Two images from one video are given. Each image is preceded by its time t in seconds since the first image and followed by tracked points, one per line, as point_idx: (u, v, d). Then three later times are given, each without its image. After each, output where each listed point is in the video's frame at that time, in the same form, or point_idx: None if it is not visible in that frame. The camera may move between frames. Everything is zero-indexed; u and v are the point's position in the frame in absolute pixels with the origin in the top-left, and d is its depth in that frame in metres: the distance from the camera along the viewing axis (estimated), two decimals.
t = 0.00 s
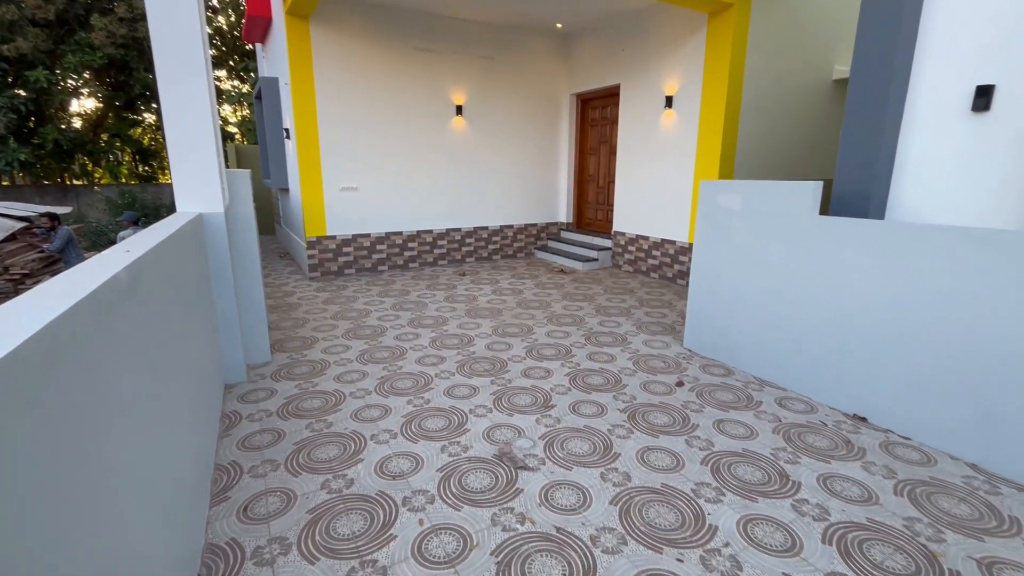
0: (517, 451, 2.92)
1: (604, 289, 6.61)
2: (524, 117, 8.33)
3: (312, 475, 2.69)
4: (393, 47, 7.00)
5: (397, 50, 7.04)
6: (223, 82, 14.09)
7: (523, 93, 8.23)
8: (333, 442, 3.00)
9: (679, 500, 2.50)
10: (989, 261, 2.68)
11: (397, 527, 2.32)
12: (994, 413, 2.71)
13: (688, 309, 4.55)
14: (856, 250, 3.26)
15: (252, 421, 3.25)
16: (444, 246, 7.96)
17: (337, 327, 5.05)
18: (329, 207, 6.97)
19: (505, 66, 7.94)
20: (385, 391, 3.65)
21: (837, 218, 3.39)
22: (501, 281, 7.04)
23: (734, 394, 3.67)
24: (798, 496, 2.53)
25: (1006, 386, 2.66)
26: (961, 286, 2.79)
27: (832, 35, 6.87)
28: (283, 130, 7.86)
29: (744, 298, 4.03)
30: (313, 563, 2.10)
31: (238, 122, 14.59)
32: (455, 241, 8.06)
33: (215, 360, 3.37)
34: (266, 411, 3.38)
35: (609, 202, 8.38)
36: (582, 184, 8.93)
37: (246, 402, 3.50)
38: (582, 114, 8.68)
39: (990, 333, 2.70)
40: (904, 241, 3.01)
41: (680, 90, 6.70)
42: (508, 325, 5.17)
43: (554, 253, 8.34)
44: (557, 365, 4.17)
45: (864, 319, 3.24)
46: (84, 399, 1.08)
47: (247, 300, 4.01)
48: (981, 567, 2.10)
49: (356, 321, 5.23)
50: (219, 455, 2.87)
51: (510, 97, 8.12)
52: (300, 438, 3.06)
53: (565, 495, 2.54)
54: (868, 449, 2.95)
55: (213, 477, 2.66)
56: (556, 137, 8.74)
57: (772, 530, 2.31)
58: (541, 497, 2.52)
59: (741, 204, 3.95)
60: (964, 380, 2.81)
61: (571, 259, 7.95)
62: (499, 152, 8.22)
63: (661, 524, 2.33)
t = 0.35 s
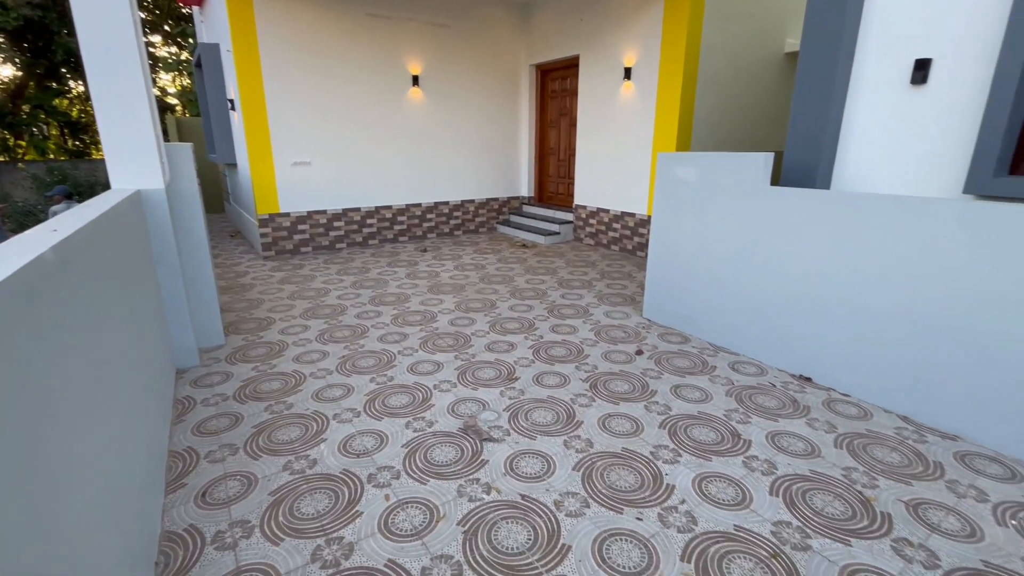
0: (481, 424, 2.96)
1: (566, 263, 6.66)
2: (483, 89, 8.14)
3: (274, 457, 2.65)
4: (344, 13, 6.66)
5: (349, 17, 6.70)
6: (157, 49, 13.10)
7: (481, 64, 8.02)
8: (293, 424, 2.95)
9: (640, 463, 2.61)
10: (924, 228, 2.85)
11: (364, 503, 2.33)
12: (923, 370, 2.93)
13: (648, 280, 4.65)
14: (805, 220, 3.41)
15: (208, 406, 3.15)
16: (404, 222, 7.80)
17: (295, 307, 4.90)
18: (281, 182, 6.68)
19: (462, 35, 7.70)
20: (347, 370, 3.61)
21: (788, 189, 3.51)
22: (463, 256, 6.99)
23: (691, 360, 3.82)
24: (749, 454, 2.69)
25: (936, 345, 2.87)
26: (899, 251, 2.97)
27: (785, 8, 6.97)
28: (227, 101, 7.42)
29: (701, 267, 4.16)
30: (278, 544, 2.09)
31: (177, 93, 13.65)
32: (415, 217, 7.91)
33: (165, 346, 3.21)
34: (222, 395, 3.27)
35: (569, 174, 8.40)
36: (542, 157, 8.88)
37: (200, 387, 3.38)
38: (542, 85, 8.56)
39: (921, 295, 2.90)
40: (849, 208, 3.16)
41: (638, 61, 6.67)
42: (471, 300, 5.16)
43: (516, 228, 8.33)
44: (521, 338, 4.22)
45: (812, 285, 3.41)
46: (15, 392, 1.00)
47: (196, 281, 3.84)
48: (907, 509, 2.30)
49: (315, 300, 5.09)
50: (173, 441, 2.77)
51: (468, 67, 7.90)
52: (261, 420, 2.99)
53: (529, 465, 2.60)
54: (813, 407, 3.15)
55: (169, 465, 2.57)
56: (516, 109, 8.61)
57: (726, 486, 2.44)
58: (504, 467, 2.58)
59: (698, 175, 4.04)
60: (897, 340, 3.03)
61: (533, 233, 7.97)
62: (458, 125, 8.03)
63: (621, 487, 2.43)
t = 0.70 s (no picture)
0: (491, 393, 2.37)
1: (521, 241, 5.86)
2: (433, 63, 7.34)
3: (225, 451, 1.99)
4: None
5: None
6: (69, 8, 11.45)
7: (432, 35, 7.23)
8: (245, 412, 2.26)
9: (673, 416, 2.18)
10: (931, 183, 2.19)
11: (321, 491, 1.76)
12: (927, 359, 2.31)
13: (601, 258, 3.86)
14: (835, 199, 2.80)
15: (148, 402, 2.41)
16: (353, 203, 7.04)
17: (240, 293, 4.12)
18: (217, 162, 5.87)
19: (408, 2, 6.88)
20: (298, 357, 2.83)
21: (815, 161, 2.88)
22: (417, 236, 6.26)
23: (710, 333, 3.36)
24: (817, 415, 2.21)
25: (943, 330, 2.24)
26: (897, 213, 2.30)
27: None
28: (151, 72, 6.48)
29: (654, 240, 3.44)
30: (230, 539, 1.56)
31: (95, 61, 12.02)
32: (365, 197, 7.12)
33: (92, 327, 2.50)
34: (164, 388, 2.53)
35: (523, 152, 7.65)
36: (496, 136, 8.07)
37: (137, 381, 2.64)
38: (492, 61, 7.73)
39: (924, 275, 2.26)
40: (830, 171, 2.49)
41: (588, 35, 5.82)
42: (425, 281, 4.32)
43: (471, 206, 7.54)
44: (478, 317, 3.40)
45: (790, 261, 2.73)
46: None
47: (123, 266, 3.10)
48: None
49: (262, 285, 4.32)
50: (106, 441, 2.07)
51: (415, 39, 7.10)
52: (210, 413, 2.28)
53: (570, 439, 2.02)
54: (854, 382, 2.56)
55: (104, 466, 1.90)
56: (466, 80, 7.76)
57: (773, 454, 1.93)
58: (532, 438, 2.02)
59: (647, 149, 3.33)
60: (893, 328, 2.40)
61: (488, 212, 7.17)
62: (409, 101, 7.24)
63: (669, 457, 1.90)
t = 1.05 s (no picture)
0: (440, 376, 2.36)
1: (467, 223, 5.81)
2: (369, 39, 7.03)
3: (157, 453, 1.88)
4: None
5: None
6: None
7: (365, 10, 6.90)
8: (179, 411, 2.14)
9: (618, 387, 2.26)
10: (848, 155, 2.33)
11: (266, 486, 1.71)
12: (846, 320, 2.50)
13: (547, 237, 3.89)
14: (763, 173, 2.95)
15: (66, 408, 2.22)
16: (289, 187, 6.69)
17: (167, 286, 3.85)
18: (133, 145, 5.39)
19: None
20: (236, 351, 2.70)
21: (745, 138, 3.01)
22: (359, 220, 6.06)
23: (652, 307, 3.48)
24: (749, 378, 2.37)
25: (860, 293, 2.42)
26: (819, 184, 2.45)
27: None
28: (46, 45, 5.81)
29: (597, 218, 3.50)
30: (169, 543, 1.49)
31: None
32: (302, 181, 6.80)
33: None
34: (84, 391, 2.34)
35: (466, 132, 7.53)
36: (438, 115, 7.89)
37: (52, 386, 2.42)
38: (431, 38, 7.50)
39: (844, 243, 2.43)
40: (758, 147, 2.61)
41: (528, 14, 5.76)
42: (370, 266, 4.21)
43: (415, 188, 7.38)
44: (425, 301, 3.36)
45: (725, 235, 2.86)
46: None
47: (26, 262, 2.80)
48: (940, 416, 2.12)
49: (191, 277, 4.05)
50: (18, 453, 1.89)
51: (348, 14, 6.75)
52: (139, 415, 2.13)
53: (521, 416, 2.05)
54: (783, 346, 2.75)
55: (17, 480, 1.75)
56: (404, 57, 7.49)
57: (711, 418, 2.04)
58: (483, 418, 2.04)
59: (588, 128, 3.36)
60: (818, 294, 2.57)
61: (432, 194, 7.05)
62: (344, 79, 6.92)
63: (615, 427, 1.98)
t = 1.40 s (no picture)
0: (381, 368, 2.32)
1: (405, 210, 5.68)
2: (290, 18, 6.61)
3: (68, 472, 1.72)
4: None
5: None
6: None
7: None
8: (92, 425, 1.97)
9: (560, 367, 2.31)
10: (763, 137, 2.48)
11: (197, 495, 1.61)
12: (766, 292, 2.68)
13: (485, 223, 3.88)
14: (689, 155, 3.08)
15: None
16: (209, 177, 6.24)
17: (71, 290, 3.49)
18: (20, 135, 4.81)
19: None
20: (155, 356, 2.50)
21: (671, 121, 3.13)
22: (290, 211, 5.77)
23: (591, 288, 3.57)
24: (681, 351, 2.50)
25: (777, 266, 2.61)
26: (739, 165, 2.59)
27: None
28: None
29: (534, 202, 3.53)
30: (87, 566, 1.38)
31: None
32: (223, 171, 6.36)
33: None
34: None
35: (400, 118, 7.32)
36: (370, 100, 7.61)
37: None
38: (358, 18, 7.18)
39: (761, 220, 2.60)
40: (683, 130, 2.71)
41: None
42: (303, 259, 4.02)
43: (348, 176, 7.10)
44: (363, 293, 3.26)
45: (655, 215, 2.97)
46: None
47: None
48: (847, 374, 2.33)
49: (100, 279, 3.70)
50: None
51: None
52: (44, 432, 1.94)
53: (465, 402, 2.06)
54: (712, 319, 2.91)
55: None
56: (330, 38, 7.13)
57: (647, 391, 2.13)
58: (427, 406, 2.03)
59: (521, 113, 3.36)
60: (741, 268, 2.73)
61: (367, 181, 6.81)
62: (265, 62, 6.50)
63: (558, 406, 2.02)
